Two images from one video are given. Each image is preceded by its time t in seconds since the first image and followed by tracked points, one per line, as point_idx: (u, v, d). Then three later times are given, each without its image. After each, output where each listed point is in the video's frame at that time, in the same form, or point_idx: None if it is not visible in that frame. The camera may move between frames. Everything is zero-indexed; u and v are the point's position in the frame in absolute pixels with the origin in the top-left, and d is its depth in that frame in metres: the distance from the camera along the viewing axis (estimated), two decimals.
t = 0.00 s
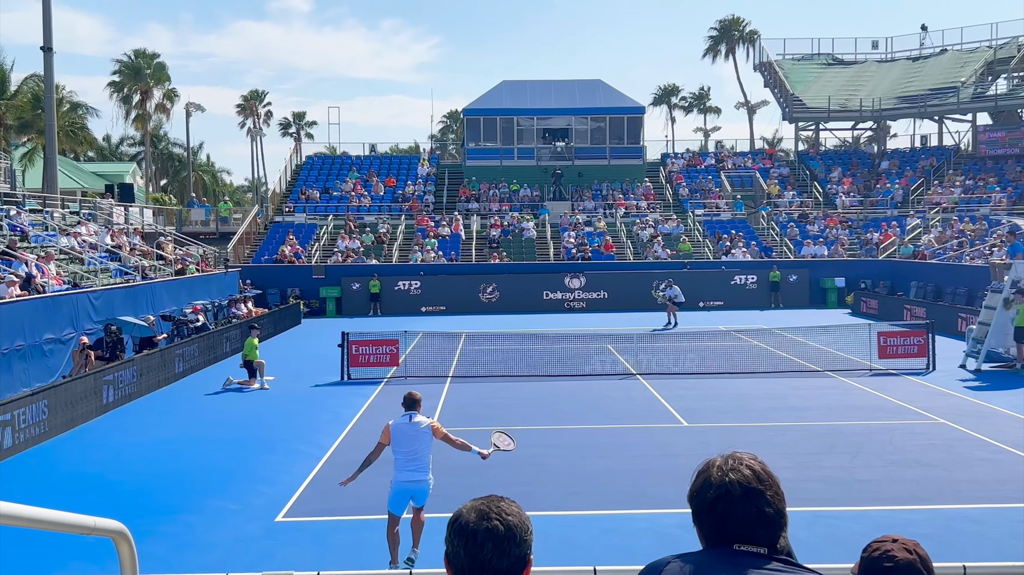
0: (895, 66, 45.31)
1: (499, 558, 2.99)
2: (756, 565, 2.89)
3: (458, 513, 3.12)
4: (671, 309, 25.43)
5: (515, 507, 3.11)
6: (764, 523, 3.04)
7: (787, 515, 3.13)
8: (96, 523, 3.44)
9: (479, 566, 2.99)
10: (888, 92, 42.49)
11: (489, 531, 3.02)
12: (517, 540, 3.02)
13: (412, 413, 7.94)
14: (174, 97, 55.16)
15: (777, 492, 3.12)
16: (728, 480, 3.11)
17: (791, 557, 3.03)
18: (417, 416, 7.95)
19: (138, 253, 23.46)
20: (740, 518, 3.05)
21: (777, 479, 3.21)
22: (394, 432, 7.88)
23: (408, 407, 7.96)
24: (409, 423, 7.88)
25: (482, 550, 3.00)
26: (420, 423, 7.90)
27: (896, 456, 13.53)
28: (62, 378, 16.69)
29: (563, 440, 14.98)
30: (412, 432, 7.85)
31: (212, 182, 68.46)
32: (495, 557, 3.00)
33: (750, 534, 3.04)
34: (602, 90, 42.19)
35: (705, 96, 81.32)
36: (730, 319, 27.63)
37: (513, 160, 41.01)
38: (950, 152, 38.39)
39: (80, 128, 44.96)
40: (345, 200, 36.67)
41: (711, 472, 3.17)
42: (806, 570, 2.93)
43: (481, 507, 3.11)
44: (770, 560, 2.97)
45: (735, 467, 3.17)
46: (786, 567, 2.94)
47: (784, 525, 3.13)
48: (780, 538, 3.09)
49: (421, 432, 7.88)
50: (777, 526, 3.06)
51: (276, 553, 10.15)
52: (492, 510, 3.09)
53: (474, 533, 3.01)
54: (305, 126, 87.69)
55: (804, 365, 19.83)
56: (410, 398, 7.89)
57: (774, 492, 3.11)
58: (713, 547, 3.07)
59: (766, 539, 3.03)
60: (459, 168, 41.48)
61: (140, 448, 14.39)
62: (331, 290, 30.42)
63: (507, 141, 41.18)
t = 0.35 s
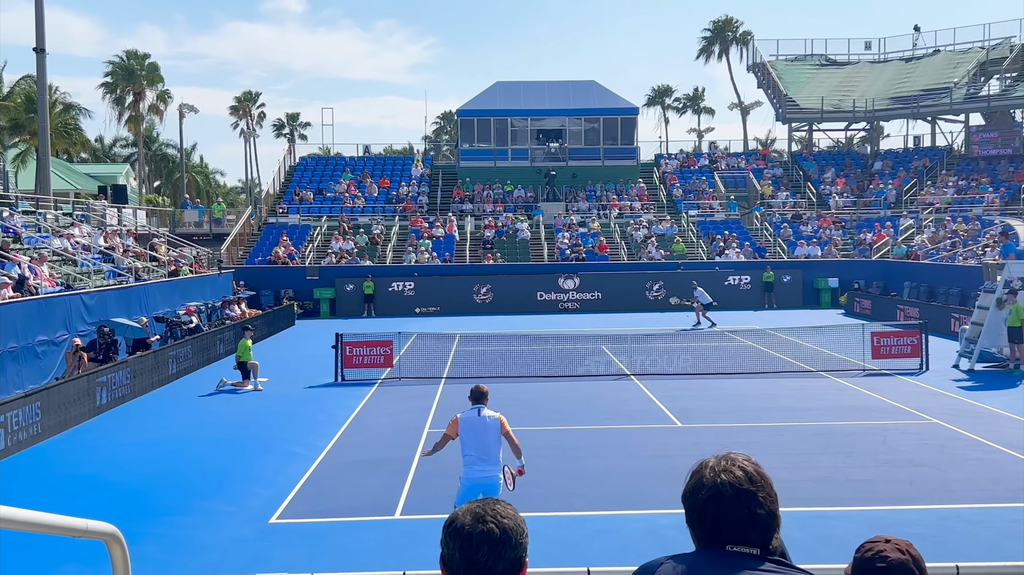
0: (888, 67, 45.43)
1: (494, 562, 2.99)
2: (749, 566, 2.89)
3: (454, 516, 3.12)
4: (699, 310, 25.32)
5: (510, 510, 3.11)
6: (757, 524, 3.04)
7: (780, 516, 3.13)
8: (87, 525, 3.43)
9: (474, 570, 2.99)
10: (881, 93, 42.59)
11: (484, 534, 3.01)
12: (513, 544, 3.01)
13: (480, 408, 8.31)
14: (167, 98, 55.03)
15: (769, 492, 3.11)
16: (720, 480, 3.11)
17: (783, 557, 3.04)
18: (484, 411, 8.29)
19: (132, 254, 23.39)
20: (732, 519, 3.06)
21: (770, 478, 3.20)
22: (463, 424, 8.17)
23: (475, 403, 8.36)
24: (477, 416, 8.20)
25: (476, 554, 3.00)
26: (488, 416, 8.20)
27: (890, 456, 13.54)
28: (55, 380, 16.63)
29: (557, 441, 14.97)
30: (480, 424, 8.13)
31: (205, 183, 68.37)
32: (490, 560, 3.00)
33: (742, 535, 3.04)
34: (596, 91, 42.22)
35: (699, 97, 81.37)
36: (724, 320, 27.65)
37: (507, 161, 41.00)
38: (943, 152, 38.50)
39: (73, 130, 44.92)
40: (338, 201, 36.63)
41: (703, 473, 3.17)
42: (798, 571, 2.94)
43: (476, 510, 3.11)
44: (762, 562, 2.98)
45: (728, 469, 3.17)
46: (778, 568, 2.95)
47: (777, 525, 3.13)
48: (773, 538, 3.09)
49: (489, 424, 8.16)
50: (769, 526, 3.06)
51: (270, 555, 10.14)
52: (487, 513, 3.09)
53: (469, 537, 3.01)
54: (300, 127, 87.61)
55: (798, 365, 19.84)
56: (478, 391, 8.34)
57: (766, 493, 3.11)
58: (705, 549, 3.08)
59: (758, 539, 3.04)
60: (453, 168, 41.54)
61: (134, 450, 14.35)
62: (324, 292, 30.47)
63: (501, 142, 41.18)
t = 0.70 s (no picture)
0: (882, 67, 45.52)
1: (488, 562, 2.99)
2: (744, 566, 2.88)
3: (448, 517, 3.12)
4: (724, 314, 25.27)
5: (504, 511, 3.11)
6: (751, 524, 3.05)
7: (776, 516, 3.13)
8: (81, 527, 3.39)
9: (468, 570, 2.99)
10: (875, 94, 42.67)
11: (478, 535, 3.01)
12: (507, 544, 3.02)
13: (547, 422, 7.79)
14: (161, 99, 54.93)
15: (764, 493, 3.12)
16: (714, 481, 3.12)
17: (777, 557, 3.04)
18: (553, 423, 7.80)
19: (126, 255, 23.33)
20: (726, 520, 3.05)
21: (765, 480, 3.21)
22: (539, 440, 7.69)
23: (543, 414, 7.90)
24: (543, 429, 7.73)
25: (470, 555, 3.00)
26: (554, 428, 7.71)
27: (884, 456, 13.56)
28: (48, 381, 16.58)
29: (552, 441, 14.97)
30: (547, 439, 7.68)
31: (199, 184, 68.23)
32: (485, 561, 2.99)
33: (737, 535, 3.04)
34: (591, 91, 42.25)
35: (694, 97, 81.40)
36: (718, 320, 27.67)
37: (502, 162, 41.01)
38: (937, 153, 38.59)
39: (66, 131, 44.80)
40: (333, 202, 36.59)
41: (697, 474, 3.18)
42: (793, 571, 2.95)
43: (471, 510, 3.11)
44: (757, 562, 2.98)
45: (723, 469, 3.17)
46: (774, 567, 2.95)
47: (772, 525, 3.13)
48: (768, 538, 3.09)
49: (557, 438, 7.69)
50: (764, 526, 3.07)
51: (264, 556, 10.11)
52: (481, 514, 3.09)
53: (463, 538, 3.00)
54: (294, 128, 87.47)
55: (792, 366, 19.86)
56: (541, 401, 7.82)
57: (760, 494, 3.11)
58: (702, 549, 3.08)
59: (753, 539, 3.04)
60: (447, 169, 41.43)
61: (127, 452, 14.31)
62: (319, 292, 30.35)
63: (496, 143, 41.21)
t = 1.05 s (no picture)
0: (878, 68, 45.56)
1: (484, 563, 2.99)
2: (740, 566, 2.88)
3: (445, 518, 3.12)
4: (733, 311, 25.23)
5: (501, 512, 3.11)
6: (747, 524, 3.05)
7: (772, 517, 3.13)
8: (78, 528, 3.38)
9: (464, 571, 2.99)
10: (871, 94, 42.72)
11: (474, 536, 3.01)
12: (503, 545, 3.02)
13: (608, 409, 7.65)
14: (156, 100, 54.85)
15: (761, 494, 3.13)
16: (710, 481, 3.13)
17: (774, 558, 3.04)
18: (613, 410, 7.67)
19: (122, 256, 23.28)
20: (723, 521, 3.06)
21: (762, 482, 3.22)
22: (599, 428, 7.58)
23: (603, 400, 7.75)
24: (603, 415, 7.61)
25: (467, 555, 3.00)
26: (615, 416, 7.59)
27: (879, 456, 13.59)
28: (44, 382, 16.56)
29: (548, 442, 14.98)
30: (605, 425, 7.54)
31: (195, 184, 68.14)
32: (481, 562, 2.99)
33: (733, 536, 3.04)
34: (587, 92, 42.25)
35: (690, 98, 81.41)
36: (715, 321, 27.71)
37: (498, 162, 41.01)
38: (933, 153, 38.64)
39: (62, 132, 44.77)
40: (329, 202, 36.57)
41: (694, 474, 3.19)
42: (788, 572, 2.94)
43: (468, 511, 3.11)
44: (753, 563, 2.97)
45: (719, 470, 3.18)
46: (770, 568, 2.94)
47: (768, 527, 3.13)
48: (764, 539, 3.09)
49: (618, 426, 7.53)
50: (760, 528, 3.06)
51: (260, 557, 10.10)
52: (479, 515, 3.09)
53: (460, 538, 3.01)
54: (290, 129, 87.39)
55: (788, 366, 19.88)
56: (603, 388, 7.71)
57: (756, 494, 3.12)
58: (698, 551, 3.08)
59: (749, 540, 3.03)
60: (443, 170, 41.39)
61: (123, 453, 14.29)
62: (315, 293, 30.35)
63: (492, 144, 41.15)
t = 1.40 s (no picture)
0: (875, 69, 45.60)
1: (482, 564, 2.98)
2: (739, 567, 2.88)
3: (442, 518, 3.12)
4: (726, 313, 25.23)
5: (499, 513, 3.11)
6: (743, 525, 3.05)
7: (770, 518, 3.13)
8: (74, 529, 3.37)
9: (461, 571, 2.99)
10: (868, 95, 42.76)
11: (472, 536, 3.01)
12: (501, 546, 3.01)
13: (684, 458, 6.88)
14: (154, 100, 54.84)
15: (757, 495, 3.14)
16: (707, 482, 3.14)
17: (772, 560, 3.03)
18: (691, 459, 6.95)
19: (119, 256, 23.27)
20: (719, 521, 3.06)
21: (760, 482, 3.22)
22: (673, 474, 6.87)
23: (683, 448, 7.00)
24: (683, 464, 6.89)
25: (464, 555, 3.00)
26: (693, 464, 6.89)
27: (877, 456, 13.61)
28: (41, 383, 16.56)
29: (545, 442, 14.99)
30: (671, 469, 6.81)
31: (192, 185, 68.08)
32: (478, 562, 2.99)
33: (730, 536, 3.04)
34: (585, 93, 42.28)
35: (688, 99, 81.47)
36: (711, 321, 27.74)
37: (496, 163, 41.04)
38: (930, 155, 38.66)
39: (59, 132, 44.78)
40: (327, 203, 36.56)
41: (691, 476, 3.20)
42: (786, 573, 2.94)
43: (465, 512, 3.11)
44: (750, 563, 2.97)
45: (716, 472, 3.19)
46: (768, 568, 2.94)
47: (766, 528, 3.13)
48: (761, 540, 3.09)
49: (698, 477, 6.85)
50: (757, 528, 3.06)
51: (258, 557, 10.11)
52: (476, 516, 3.09)
53: (457, 539, 3.01)
54: (288, 129, 87.36)
55: (785, 366, 19.91)
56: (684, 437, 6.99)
57: (753, 495, 3.13)
58: (696, 551, 3.08)
59: (746, 540, 3.03)
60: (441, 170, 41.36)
61: (121, 453, 14.29)
62: (313, 294, 30.34)
63: (489, 144, 41.16)
